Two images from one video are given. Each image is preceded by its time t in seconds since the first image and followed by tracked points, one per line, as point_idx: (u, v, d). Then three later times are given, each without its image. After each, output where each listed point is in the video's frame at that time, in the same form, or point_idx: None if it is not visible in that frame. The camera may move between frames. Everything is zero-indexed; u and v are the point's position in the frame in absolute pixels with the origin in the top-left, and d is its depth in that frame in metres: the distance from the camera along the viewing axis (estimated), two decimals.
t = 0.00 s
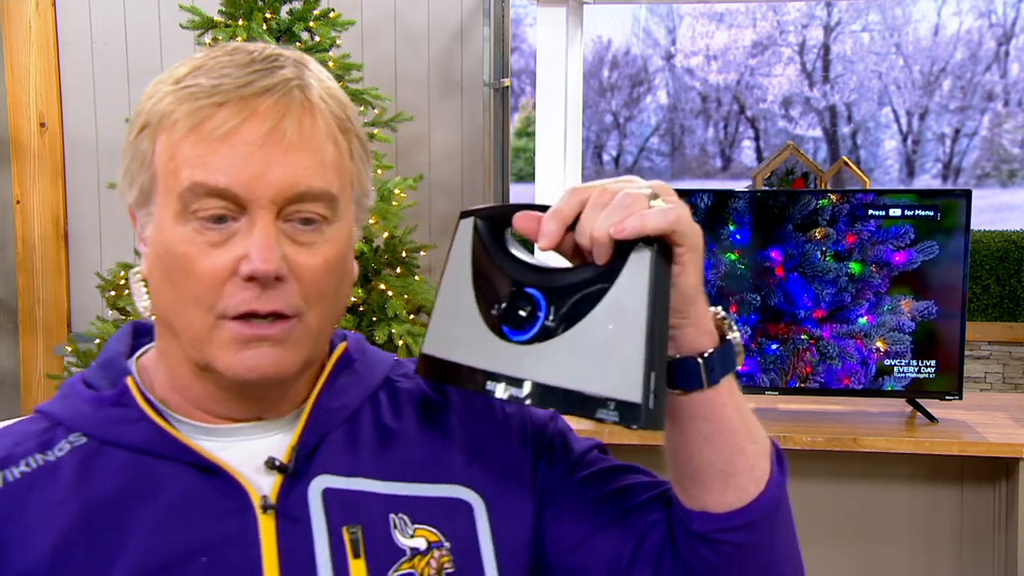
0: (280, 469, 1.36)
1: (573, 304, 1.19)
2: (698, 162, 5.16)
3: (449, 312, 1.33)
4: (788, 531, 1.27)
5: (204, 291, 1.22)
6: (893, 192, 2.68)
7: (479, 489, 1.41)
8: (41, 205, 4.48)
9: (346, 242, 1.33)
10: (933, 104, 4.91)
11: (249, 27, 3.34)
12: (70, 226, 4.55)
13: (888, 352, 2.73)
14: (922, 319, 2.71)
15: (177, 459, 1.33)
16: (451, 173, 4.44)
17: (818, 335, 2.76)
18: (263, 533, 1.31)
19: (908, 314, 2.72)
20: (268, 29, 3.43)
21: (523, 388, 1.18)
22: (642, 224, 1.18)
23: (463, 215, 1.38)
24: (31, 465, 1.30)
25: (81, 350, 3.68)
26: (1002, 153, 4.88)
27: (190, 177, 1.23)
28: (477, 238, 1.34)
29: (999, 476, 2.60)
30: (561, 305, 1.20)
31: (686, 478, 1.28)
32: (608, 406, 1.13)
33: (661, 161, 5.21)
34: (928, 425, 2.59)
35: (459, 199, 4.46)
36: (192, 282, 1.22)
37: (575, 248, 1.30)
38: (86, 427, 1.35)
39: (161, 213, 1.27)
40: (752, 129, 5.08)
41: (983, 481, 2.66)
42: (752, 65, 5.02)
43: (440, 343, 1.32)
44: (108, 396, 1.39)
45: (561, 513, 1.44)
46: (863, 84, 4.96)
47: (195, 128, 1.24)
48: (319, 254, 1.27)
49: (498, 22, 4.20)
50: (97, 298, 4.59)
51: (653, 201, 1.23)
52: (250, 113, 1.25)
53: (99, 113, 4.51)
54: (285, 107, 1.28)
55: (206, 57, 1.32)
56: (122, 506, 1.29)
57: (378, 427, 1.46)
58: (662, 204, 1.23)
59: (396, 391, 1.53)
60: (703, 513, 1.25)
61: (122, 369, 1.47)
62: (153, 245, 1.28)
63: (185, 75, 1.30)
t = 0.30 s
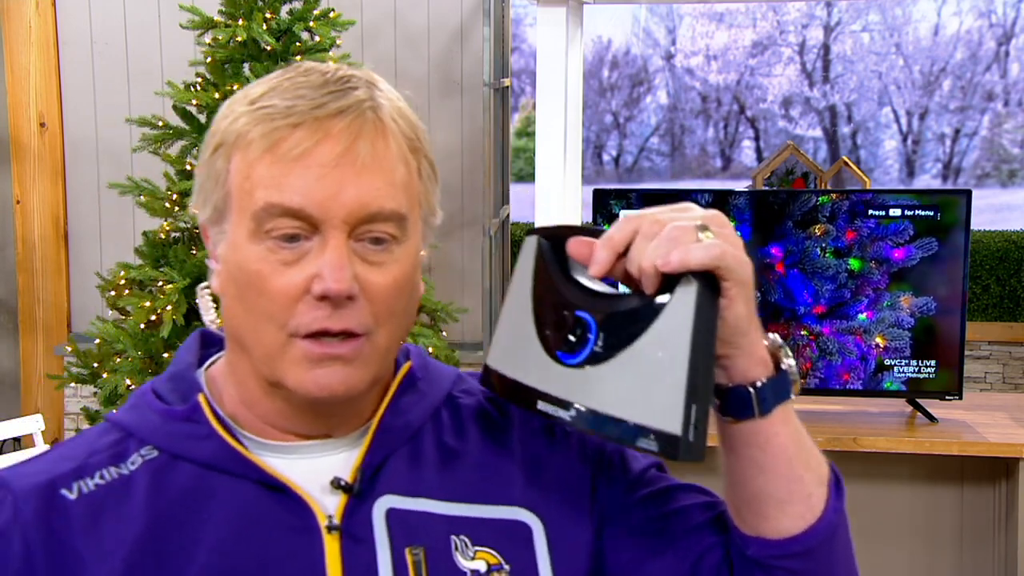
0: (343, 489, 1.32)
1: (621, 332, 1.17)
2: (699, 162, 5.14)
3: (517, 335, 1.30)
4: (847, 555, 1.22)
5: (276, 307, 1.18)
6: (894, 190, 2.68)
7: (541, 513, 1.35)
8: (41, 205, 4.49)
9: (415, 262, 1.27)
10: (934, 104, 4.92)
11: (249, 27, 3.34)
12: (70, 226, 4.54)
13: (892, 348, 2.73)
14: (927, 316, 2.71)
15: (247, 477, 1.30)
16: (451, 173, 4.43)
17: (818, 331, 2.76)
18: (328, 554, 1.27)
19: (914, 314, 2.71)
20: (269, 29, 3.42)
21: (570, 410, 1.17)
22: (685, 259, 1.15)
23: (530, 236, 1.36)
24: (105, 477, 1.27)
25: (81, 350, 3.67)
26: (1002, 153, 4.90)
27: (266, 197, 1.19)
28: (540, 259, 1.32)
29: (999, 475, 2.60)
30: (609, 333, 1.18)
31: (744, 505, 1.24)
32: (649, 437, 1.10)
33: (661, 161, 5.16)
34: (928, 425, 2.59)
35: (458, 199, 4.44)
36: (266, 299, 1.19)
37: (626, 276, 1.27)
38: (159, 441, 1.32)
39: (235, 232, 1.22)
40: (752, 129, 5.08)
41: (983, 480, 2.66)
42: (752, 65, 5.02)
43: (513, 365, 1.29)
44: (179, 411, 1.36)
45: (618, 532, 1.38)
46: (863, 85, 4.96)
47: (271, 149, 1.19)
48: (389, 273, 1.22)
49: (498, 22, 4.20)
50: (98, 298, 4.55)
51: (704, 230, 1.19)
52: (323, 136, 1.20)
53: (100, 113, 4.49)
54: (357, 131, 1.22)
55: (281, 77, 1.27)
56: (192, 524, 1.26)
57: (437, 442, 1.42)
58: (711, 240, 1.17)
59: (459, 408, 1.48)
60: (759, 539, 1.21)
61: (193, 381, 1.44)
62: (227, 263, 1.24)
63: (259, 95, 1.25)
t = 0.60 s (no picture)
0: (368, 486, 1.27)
1: (615, 341, 1.13)
2: (698, 162, 5.14)
3: (527, 344, 1.26)
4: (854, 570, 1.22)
5: (293, 309, 1.15)
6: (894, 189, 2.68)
7: (563, 516, 1.31)
8: (41, 205, 4.49)
9: (431, 260, 1.23)
10: (934, 104, 4.94)
11: (249, 27, 3.34)
12: (70, 226, 4.54)
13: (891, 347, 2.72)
14: (925, 313, 2.70)
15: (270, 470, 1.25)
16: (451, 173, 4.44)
17: (818, 326, 2.76)
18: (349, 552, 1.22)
19: (914, 311, 2.71)
20: (268, 29, 3.42)
21: (566, 421, 1.14)
22: (669, 271, 1.13)
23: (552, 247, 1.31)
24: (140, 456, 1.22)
25: (81, 350, 3.67)
26: (1002, 153, 4.94)
27: (281, 201, 1.15)
28: (557, 271, 1.27)
29: (999, 476, 2.60)
30: (608, 345, 1.14)
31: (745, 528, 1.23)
32: (635, 448, 1.07)
33: (661, 161, 5.16)
34: (928, 425, 2.59)
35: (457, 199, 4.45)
36: (283, 301, 1.15)
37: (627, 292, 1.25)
38: (192, 426, 1.27)
39: (254, 232, 1.19)
40: (752, 129, 5.08)
41: (983, 481, 2.65)
42: (752, 65, 5.02)
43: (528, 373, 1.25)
44: (212, 398, 1.29)
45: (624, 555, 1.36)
46: (863, 85, 4.97)
47: (286, 153, 1.15)
48: (405, 273, 1.17)
49: (498, 21, 4.19)
50: (98, 298, 4.55)
51: (693, 242, 1.17)
52: (337, 139, 1.16)
53: (99, 113, 4.49)
54: (372, 133, 1.17)
55: (297, 77, 1.22)
56: (216, 515, 1.20)
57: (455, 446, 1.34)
58: (701, 252, 1.15)
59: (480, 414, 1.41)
60: (757, 564, 1.20)
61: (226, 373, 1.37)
62: (244, 264, 1.21)
63: (275, 96, 1.21)
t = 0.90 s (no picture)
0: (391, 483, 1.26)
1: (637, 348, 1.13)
2: (698, 162, 5.14)
3: (540, 353, 1.26)
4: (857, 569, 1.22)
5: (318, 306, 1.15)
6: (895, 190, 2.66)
7: (578, 516, 1.31)
8: (41, 205, 4.49)
9: (453, 258, 1.23)
10: (934, 104, 4.94)
11: (249, 27, 3.34)
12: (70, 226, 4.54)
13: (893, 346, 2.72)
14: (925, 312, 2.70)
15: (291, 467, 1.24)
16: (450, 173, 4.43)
17: (818, 324, 2.75)
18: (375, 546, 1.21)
19: (914, 309, 2.71)
20: (268, 29, 3.42)
21: (589, 433, 1.13)
22: (692, 276, 1.13)
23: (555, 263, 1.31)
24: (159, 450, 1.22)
25: (81, 350, 3.67)
26: (1002, 153, 4.95)
27: (307, 194, 1.15)
28: (565, 284, 1.27)
29: (999, 476, 2.60)
30: (626, 354, 1.14)
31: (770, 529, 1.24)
32: (665, 456, 1.06)
33: (661, 161, 5.16)
34: (928, 425, 2.59)
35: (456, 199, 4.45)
36: (307, 295, 1.15)
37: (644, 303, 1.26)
38: (212, 422, 1.26)
39: (277, 226, 1.19)
40: (752, 129, 5.08)
41: (983, 481, 2.65)
42: (752, 65, 5.02)
43: (539, 389, 1.23)
44: (232, 395, 1.29)
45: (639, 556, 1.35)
46: (863, 85, 4.97)
47: (312, 147, 1.16)
48: (429, 268, 1.17)
49: (498, 21, 4.19)
50: (97, 298, 4.55)
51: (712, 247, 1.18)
52: (362, 135, 1.16)
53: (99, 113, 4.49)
54: (395, 129, 1.17)
55: (321, 76, 1.23)
56: (236, 509, 1.19)
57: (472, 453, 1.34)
58: (720, 258, 1.16)
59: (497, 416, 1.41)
60: (775, 565, 1.20)
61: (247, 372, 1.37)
62: (265, 262, 1.20)
63: (299, 94, 1.22)
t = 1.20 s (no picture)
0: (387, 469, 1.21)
1: (653, 358, 1.11)
2: (698, 162, 5.14)
3: (546, 362, 1.23)
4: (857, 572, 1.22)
5: (355, 302, 1.09)
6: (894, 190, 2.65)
7: (564, 498, 1.31)
8: (41, 205, 4.49)
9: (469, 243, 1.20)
10: (934, 104, 4.94)
11: (249, 27, 3.34)
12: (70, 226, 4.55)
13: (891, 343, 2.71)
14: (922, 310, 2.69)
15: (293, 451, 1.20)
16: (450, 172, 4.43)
17: (816, 323, 2.75)
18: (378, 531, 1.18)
19: (911, 307, 2.70)
20: (268, 29, 3.42)
21: (597, 441, 1.10)
22: (713, 282, 1.14)
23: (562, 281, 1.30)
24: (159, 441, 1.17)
25: (81, 350, 3.67)
26: (1002, 153, 4.95)
27: (368, 182, 1.08)
28: (570, 299, 1.25)
29: (999, 476, 2.60)
30: (638, 365, 1.12)
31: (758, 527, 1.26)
32: (676, 462, 1.04)
33: (661, 161, 5.16)
34: (928, 425, 2.58)
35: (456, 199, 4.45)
36: (366, 285, 1.08)
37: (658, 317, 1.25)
38: (206, 412, 1.22)
39: (318, 220, 1.09)
40: (752, 129, 5.09)
41: (983, 481, 2.65)
42: (752, 65, 5.03)
43: (544, 400, 1.20)
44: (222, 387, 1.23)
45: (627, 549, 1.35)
46: (863, 85, 4.98)
47: (371, 141, 1.09)
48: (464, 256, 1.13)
49: (498, 21, 4.19)
50: (97, 298, 4.56)
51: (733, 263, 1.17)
52: (407, 129, 1.10)
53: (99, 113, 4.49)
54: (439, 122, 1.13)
55: (341, 63, 1.16)
56: (241, 499, 1.15)
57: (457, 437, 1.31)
58: (737, 267, 1.16)
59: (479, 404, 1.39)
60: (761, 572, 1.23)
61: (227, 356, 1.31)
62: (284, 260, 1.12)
63: (322, 80, 1.14)
